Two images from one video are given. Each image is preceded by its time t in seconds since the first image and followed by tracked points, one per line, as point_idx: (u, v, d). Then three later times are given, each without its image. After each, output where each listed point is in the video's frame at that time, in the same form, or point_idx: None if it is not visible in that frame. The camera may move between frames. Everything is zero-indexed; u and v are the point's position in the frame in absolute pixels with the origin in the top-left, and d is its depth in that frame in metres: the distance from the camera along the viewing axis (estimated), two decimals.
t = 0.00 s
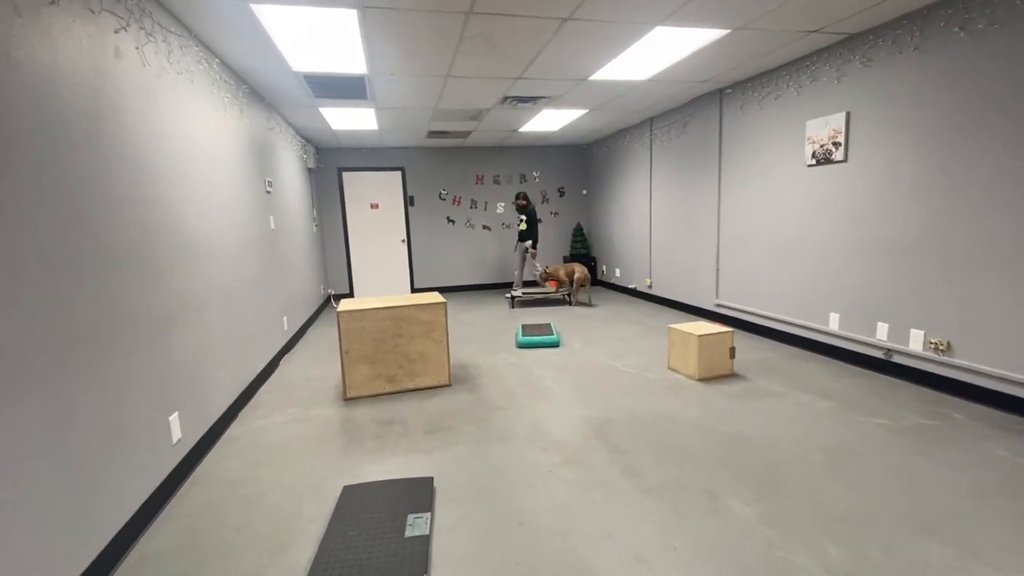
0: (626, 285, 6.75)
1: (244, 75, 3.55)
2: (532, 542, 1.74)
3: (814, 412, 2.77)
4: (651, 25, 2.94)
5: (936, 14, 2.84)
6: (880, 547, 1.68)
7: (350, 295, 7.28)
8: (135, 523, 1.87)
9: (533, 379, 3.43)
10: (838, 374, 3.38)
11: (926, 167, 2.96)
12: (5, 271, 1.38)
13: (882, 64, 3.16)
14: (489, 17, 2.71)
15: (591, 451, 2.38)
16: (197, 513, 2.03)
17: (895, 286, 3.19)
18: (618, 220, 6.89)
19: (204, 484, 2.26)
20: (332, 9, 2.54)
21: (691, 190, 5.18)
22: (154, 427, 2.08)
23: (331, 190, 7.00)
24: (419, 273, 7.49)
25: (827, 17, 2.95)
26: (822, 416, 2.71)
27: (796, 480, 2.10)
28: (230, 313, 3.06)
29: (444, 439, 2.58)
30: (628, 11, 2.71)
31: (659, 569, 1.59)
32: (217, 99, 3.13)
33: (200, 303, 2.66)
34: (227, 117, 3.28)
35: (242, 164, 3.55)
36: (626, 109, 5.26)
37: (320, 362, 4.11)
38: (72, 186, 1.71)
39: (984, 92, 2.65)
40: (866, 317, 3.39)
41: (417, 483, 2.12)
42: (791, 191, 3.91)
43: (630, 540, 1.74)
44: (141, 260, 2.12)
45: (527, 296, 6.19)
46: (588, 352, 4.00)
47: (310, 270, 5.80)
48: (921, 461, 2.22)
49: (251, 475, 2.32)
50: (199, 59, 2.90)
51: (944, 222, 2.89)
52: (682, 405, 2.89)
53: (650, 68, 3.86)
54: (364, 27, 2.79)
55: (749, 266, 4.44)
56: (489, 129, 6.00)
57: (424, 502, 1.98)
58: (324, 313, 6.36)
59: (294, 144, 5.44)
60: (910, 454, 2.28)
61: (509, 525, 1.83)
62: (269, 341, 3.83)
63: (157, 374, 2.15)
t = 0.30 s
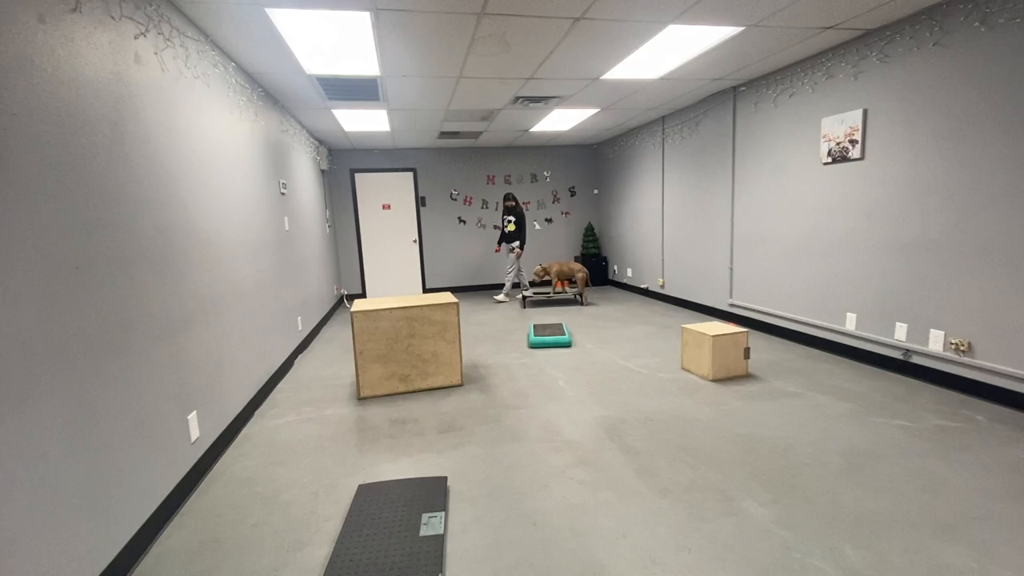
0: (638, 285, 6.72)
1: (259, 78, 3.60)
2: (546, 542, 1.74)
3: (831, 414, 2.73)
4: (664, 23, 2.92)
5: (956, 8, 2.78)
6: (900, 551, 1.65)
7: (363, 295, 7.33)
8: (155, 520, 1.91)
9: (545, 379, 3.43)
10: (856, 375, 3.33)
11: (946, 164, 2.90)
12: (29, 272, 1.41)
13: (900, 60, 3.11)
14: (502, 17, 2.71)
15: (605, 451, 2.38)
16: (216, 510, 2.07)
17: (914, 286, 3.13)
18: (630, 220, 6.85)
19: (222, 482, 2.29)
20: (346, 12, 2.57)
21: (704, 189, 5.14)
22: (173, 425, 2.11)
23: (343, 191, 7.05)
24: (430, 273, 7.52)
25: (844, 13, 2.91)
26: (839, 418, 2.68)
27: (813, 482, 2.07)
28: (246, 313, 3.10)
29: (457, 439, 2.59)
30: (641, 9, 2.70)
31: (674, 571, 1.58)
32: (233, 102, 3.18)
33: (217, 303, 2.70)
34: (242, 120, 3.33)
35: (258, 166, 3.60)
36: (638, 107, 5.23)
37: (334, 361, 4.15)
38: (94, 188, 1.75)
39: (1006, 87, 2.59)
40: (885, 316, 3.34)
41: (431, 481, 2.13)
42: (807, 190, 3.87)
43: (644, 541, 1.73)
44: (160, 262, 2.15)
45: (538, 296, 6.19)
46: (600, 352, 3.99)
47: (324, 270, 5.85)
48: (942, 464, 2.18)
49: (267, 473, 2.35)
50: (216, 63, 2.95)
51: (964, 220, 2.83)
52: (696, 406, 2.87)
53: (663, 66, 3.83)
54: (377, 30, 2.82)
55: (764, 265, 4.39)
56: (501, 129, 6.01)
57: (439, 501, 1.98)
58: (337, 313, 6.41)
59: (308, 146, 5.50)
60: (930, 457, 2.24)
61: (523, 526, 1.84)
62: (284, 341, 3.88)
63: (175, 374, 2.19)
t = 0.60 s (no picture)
0: (647, 284, 6.69)
1: (270, 80, 3.63)
2: (558, 543, 1.74)
3: (844, 415, 2.71)
4: (675, 23, 2.91)
5: (973, 4, 2.74)
6: (917, 554, 1.63)
7: (372, 295, 7.37)
8: (172, 518, 1.93)
9: (555, 379, 3.43)
10: (870, 375, 3.30)
11: (962, 162, 2.86)
12: (50, 272, 1.44)
13: (914, 57, 3.07)
14: (512, 18, 2.72)
15: (617, 452, 2.37)
16: (230, 508, 2.09)
17: (929, 286, 3.09)
18: (639, 219, 6.83)
19: (236, 480, 2.32)
20: (357, 14, 2.58)
21: (714, 188, 5.11)
22: (188, 424, 2.14)
23: (353, 192, 7.09)
24: (439, 273, 7.55)
25: (857, 10, 2.88)
26: (853, 419, 2.65)
27: (827, 484, 2.06)
28: (258, 313, 3.13)
29: (468, 438, 2.60)
30: (652, 9, 2.69)
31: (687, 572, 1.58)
32: (246, 104, 3.22)
33: (231, 303, 2.73)
34: (255, 121, 3.37)
35: (270, 167, 3.64)
36: (647, 107, 5.22)
37: (345, 361, 4.17)
38: (112, 190, 1.78)
39: None
40: (899, 317, 3.30)
41: (443, 481, 2.13)
42: (819, 189, 3.83)
43: (656, 542, 1.73)
44: (175, 262, 2.18)
45: (547, 296, 6.18)
46: (610, 352, 3.98)
47: (334, 270, 5.89)
48: (958, 466, 2.15)
49: (280, 471, 2.37)
50: (229, 66, 2.98)
51: (981, 219, 2.79)
52: (707, 407, 2.86)
53: (674, 65, 3.80)
54: (387, 31, 2.83)
55: (775, 265, 4.35)
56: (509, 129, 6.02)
57: (451, 501, 1.99)
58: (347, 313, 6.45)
59: (318, 147, 5.54)
60: (945, 459, 2.21)
61: (534, 526, 1.84)
62: (296, 340, 3.92)
63: (190, 373, 2.21)
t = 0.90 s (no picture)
0: (655, 285, 6.67)
1: (280, 83, 3.66)
2: (565, 544, 1.74)
3: (855, 416, 2.68)
4: (683, 22, 2.90)
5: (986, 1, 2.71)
6: (928, 557, 1.62)
7: (381, 295, 7.41)
8: (183, 516, 1.96)
9: (563, 380, 3.43)
10: (881, 377, 3.26)
11: (975, 161, 2.82)
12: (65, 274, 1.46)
13: (926, 55, 3.04)
14: (520, 19, 2.72)
15: (624, 452, 2.37)
16: (241, 506, 2.11)
17: (942, 286, 3.05)
18: (647, 219, 6.80)
19: (246, 479, 2.35)
20: (366, 17, 2.61)
21: (723, 188, 5.08)
22: (200, 423, 2.17)
23: (362, 193, 7.14)
24: (447, 274, 7.57)
25: (868, 8, 2.86)
26: (864, 421, 2.63)
27: (837, 486, 2.04)
28: (268, 313, 3.16)
29: (475, 438, 2.61)
30: (661, 9, 2.69)
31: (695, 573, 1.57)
32: (256, 107, 3.25)
33: (241, 304, 2.76)
34: (265, 124, 3.40)
35: (280, 168, 3.67)
36: (655, 106, 5.20)
37: (354, 361, 4.20)
38: (126, 192, 1.80)
39: None
40: (911, 318, 3.26)
41: (451, 481, 2.14)
42: (830, 188, 3.79)
43: (663, 543, 1.72)
44: (187, 263, 2.21)
45: (554, 296, 6.18)
46: (618, 353, 3.98)
47: (343, 271, 5.93)
48: (971, 468, 2.12)
49: (290, 471, 2.40)
50: (240, 70, 3.01)
51: (995, 218, 2.75)
52: (716, 408, 2.84)
53: (683, 64, 3.78)
54: (395, 33, 2.85)
55: (785, 265, 4.32)
56: (517, 129, 5.99)
57: (458, 501, 2.00)
58: (356, 313, 6.49)
59: (327, 148, 5.58)
60: (958, 462, 2.18)
61: (541, 526, 1.84)
62: (305, 340, 3.95)
63: (201, 373, 2.24)
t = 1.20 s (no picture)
0: (667, 286, 6.62)
1: (293, 86, 3.70)
2: (576, 546, 1.73)
3: (873, 420, 2.63)
4: (696, 21, 2.88)
5: None
6: (948, 564, 1.58)
7: (392, 296, 7.45)
8: (198, 513, 1.98)
9: (574, 381, 3.42)
10: (899, 379, 3.20)
11: (997, 158, 2.76)
12: (83, 274, 1.49)
13: (946, 51, 2.97)
14: (531, 19, 2.72)
15: (636, 454, 2.35)
16: (255, 504, 2.14)
17: (962, 287, 2.99)
18: (659, 220, 6.76)
19: (260, 477, 2.37)
20: (378, 19, 2.62)
21: (736, 188, 5.02)
22: (214, 423, 2.20)
23: (373, 195, 7.19)
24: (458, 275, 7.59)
25: (884, 4, 2.81)
26: (880, 424, 2.58)
27: (854, 490, 2.00)
28: (282, 314, 3.19)
29: (486, 439, 2.61)
30: (673, 8, 2.67)
31: None
32: (270, 109, 3.29)
33: (255, 305, 2.79)
34: (278, 126, 3.43)
35: (293, 170, 3.71)
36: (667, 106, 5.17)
37: (366, 361, 4.23)
38: (143, 195, 1.84)
39: None
40: (931, 320, 3.19)
41: (462, 481, 2.14)
42: (845, 187, 3.74)
43: (676, 547, 1.71)
44: (202, 264, 2.23)
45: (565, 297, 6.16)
46: (630, 354, 3.95)
47: (355, 272, 5.98)
48: (993, 474, 2.07)
49: (303, 470, 2.42)
50: (254, 73, 3.05)
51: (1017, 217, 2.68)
52: (729, 410, 2.81)
53: (695, 63, 3.75)
54: (406, 35, 2.86)
55: (799, 265, 4.26)
56: (529, 129, 5.95)
57: (469, 502, 2.00)
58: (368, 314, 6.54)
59: (339, 151, 5.63)
60: (980, 467, 2.13)
61: (552, 528, 1.83)
62: (318, 340, 3.99)
63: (216, 373, 2.27)
